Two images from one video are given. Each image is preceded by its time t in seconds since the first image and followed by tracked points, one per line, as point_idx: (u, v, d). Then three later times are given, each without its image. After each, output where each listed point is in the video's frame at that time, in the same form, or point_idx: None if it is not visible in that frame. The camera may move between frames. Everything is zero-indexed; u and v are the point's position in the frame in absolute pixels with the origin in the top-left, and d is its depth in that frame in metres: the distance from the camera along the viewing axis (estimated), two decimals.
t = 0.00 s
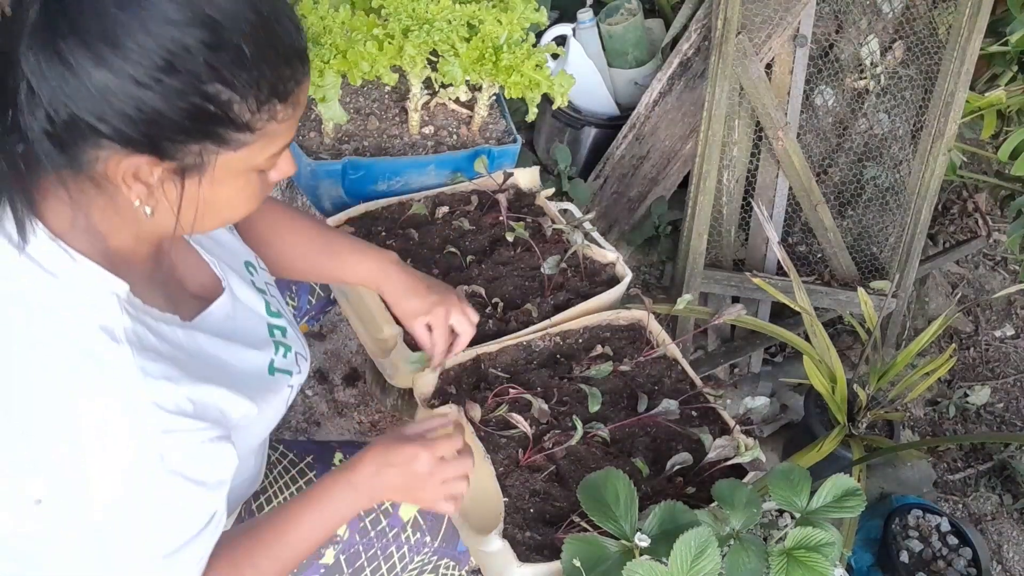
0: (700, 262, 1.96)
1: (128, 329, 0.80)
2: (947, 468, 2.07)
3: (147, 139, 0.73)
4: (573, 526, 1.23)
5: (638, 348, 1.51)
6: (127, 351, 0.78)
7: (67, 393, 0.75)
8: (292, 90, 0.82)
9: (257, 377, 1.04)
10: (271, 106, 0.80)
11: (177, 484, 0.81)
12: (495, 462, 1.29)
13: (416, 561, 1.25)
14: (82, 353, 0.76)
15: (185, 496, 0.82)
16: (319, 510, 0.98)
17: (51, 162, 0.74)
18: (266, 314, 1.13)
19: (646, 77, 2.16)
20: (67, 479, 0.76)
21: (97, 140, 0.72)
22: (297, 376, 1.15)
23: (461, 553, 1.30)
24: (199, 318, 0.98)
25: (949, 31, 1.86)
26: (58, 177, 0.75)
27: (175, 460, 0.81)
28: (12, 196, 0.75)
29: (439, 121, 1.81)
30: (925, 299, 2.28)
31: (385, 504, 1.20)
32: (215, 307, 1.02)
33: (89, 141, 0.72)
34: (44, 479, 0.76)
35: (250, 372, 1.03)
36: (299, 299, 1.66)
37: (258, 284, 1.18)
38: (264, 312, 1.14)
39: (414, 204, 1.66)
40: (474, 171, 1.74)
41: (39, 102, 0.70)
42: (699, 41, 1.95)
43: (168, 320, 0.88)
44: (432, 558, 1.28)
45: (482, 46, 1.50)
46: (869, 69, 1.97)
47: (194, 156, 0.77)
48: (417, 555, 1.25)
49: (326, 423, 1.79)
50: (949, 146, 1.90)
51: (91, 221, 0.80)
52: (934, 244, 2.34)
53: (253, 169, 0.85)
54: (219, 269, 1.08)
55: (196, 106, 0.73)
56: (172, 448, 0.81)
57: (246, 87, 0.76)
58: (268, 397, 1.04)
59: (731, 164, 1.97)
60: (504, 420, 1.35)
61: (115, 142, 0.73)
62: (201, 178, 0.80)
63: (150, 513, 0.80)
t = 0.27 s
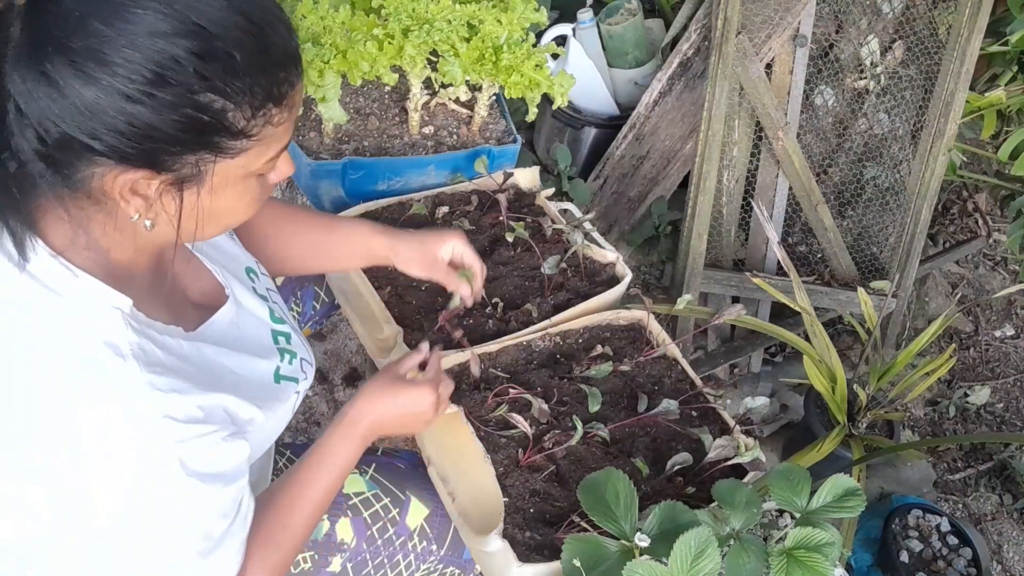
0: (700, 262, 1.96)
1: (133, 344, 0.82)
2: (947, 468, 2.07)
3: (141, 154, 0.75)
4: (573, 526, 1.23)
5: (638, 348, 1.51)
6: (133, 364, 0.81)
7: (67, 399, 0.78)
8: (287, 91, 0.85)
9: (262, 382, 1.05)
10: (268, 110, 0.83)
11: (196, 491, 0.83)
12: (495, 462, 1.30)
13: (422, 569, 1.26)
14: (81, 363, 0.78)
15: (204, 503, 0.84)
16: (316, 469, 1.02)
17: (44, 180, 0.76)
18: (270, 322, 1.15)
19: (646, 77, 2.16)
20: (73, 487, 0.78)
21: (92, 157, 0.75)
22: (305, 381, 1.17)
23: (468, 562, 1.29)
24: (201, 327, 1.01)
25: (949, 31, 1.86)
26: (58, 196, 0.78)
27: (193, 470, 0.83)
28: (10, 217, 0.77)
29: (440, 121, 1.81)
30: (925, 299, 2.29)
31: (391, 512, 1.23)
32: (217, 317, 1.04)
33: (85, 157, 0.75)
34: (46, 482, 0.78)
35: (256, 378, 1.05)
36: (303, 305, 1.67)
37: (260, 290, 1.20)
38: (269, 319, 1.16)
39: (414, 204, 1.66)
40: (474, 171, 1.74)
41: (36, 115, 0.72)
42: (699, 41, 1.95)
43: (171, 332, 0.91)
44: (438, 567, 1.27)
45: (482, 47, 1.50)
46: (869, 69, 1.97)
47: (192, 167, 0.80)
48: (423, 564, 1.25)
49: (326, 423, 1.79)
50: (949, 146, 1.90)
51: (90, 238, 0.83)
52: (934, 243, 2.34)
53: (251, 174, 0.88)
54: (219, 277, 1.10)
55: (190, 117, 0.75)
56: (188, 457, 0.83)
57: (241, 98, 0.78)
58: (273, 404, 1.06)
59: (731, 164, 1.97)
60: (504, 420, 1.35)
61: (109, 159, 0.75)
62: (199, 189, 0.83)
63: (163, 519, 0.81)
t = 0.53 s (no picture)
0: (700, 262, 1.96)
1: (139, 333, 0.86)
2: (947, 468, 2.07)
3: (139, 140, 0.76)
4: (573, 526, 1.23)
5: (638, 348, 1.51)
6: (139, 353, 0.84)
7: (77, 400, 0.81)
8: (274, 66, 0.85)
9: (270, 366, 1.08)
10: (259, 86, 0.83)
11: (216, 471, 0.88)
12: (495, 462, 1.30)
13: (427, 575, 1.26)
14: (88, 361, 0.82)
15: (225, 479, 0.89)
16: (344, 445, 1.09)
17: (38, 173, 0.77)
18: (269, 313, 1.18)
19: (646, 77, 2.16)
20: (99, 479, 0.83)
21: (90, 148, 0.75)
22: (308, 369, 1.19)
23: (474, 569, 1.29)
24: (205, 318, 1.04)
25: (949, 31, 1.86)
26: (56, 196, 0.80)
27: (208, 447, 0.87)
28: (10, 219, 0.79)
29: (439, 121, 1.80)
30: (925, 299, 2.29)
31: (397, 517, 1.24)
32: (218, 308, 1.07)
33: (83, 148, 0.75)
34: (67, 475, 0.82)
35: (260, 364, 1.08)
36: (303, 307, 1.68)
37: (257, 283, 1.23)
38: (269, 311, 1.19)
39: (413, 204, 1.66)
40: (474, 171, 1.74)
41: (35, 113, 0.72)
42: (699, 41, 1.95)
43: (176, 324, 0.94)
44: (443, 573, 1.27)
45: (482, 47, 1.50)
46: (869, 69, 1.97)
47: (190, 150, 0.81)
48: (428, 570, 1.25)
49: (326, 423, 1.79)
50: (949, 146, 1.90)
51: (90, 233, 0.85)
52: (934, 243, 2.34)
53: (248, 155, 0.90)
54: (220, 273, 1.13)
55: (184, 99, 0.76)
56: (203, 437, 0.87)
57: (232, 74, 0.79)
58: (287, 385, 1.08)
59: (731, 164, 1.97)
60: (504, 420, 1.35)
61: (105, 148, 0.76)
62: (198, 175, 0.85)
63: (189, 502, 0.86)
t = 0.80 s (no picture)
0: (700, 262, 1.96)
1: (141, 320, 0.86)
2: (947, 468, 2.07)
3: (137, 119, 0.76)
4: (573, 526, 1.23)
5: (638, 348, 1.51)
6: (143, 340, 0.85)
7: (77, 400, 0.81)
8: (262, 35, 0.85)
9: (269, 352, 1.10)
10: (249, 58, 0.83)
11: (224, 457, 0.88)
12: (495, 462, 1.30)
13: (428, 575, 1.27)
14: (89, 354, 0.82)
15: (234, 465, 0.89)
16: (344, 420, 1.11)
17: (32, 159, 0.76)
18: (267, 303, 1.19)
19: (646, 77, 2.16)
20: (99, 478, 0.83)
21: (89, 132, 0.75)
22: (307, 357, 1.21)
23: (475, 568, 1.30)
24: (207, 306, 1.05)
25: (949, 31, 1.86)
26: (57, 186, 0.80)
27: (215, 431, 0.88)
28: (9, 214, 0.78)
29: (439, 121, 1.81)
30: (925, 299, 2.29)
31: (398, 518, 1.26)
32: (218, 298, 1.08)
33: (81, 134, 0.75)
34: (69, 475, 0.83)
35: (261, 350, 1.09)
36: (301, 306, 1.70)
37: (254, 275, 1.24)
38: (267, 301, 1.20)
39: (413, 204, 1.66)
40: (474, 171, 1.74)
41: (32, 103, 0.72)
42: (699, 41, 1.96)
43: (178, 312, 0.95)
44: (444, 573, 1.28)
45: (482, 47, 1.50)
46: (869, 69, 1.97)
47: (188, 127, 0.81)
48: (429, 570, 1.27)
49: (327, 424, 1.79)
50: (949, 146, 1.90)
51: (90, 222, 0.85)
52: (934, 243, 2.35)
53: (240, 132, 0.90)
54: (216, 265, 1.14)
55: (180, 73, 0.76)
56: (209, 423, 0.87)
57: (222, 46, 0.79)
58: (286, 371, 1.11)
59: (731, 164, 1.97)
60: (504, 420, 1.35)
61: (104, 131, 0.75)
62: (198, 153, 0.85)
63: (198, 491, 0.87)
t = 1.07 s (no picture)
0: (700, 262, 1.96)
1: (138, 309, 0.86)
2: (947, 468, 2.07)
3: (125, 107, 0.76)
4: (573, 526, 1.23)
5: (638, 348, 1.51)
6: (143, 330, 0.85)
7: (77, 400, 0.81)
8: (246, 22, 0.85)
9: (265, 341, 1.11)
10: (233, 43, 0.84)
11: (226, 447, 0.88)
12: (495, 462, 1.30)
13: (427, 569, 1.28)
14: (87, 349, 0.81)
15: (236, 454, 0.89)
16: (333, 407, 1.11)
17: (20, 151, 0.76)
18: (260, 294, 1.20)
19: (646, 77, 2.17)
20: (99, 479, 0.83)
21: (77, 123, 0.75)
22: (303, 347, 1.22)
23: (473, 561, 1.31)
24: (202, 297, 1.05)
25: (949, 31, 1.86)
26: (50, 181, 0.80)
27: (215, 417, 0.88)
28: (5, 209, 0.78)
29: (439, 121, 1.81)
30: (925, 299, 2.29)
31: (396, 512, 1.25)
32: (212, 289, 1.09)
33: (71, 124, 0.75)
34: (69, 475, 0.83)
35: (256, 339, 1.09)
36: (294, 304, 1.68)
37: (247, 267, 1.25)
38: (260, 293, 1.21)
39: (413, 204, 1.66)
40: (474, 171, 1.74)
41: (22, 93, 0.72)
42: (699, 41, 1.96)
43: (176, 300, 0.95)
44: (443, 567, 1.29)
45: (482, 47, 1.50)
46: (869, 69, 1.97)
47: (176, 113, 0.82)
48: (428, 564, 1.27)
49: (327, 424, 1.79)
50: (949, 146, 1.90)
51: (80, 214, 0.85)
52: (934, 243, 2.35)
53: (228, 118, 0.91)
54: (207, 259, 1.15)
55: (165, 58, 0.76)
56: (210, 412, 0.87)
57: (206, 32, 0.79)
58: (281, 360, 1.12)
59: (731, 164, 1.97)
60: (504, 420, 1.35)
61: (93, 121, 0.76)
62: (188, 139, 0.86)
63: (202, 485, 0.87)
